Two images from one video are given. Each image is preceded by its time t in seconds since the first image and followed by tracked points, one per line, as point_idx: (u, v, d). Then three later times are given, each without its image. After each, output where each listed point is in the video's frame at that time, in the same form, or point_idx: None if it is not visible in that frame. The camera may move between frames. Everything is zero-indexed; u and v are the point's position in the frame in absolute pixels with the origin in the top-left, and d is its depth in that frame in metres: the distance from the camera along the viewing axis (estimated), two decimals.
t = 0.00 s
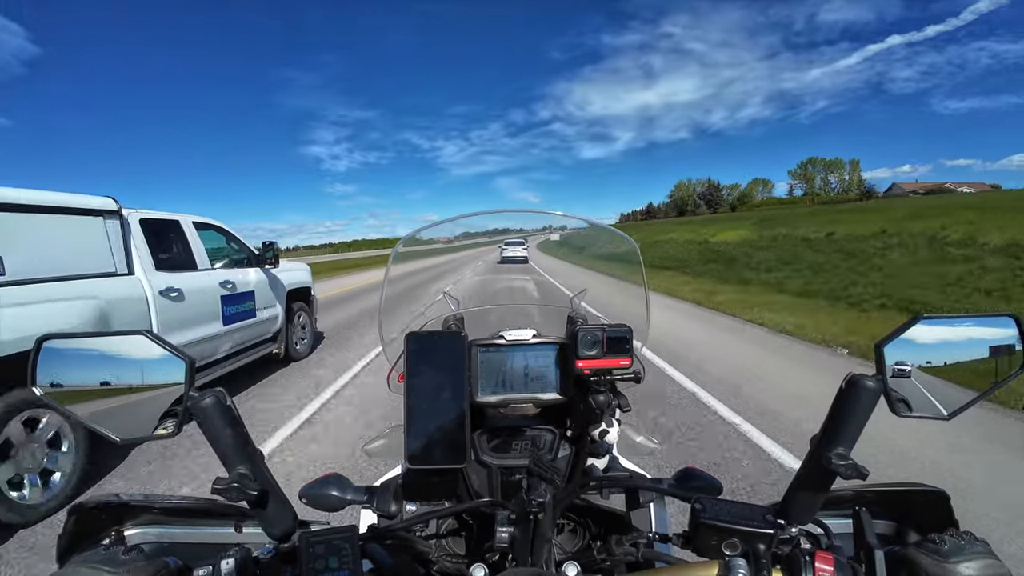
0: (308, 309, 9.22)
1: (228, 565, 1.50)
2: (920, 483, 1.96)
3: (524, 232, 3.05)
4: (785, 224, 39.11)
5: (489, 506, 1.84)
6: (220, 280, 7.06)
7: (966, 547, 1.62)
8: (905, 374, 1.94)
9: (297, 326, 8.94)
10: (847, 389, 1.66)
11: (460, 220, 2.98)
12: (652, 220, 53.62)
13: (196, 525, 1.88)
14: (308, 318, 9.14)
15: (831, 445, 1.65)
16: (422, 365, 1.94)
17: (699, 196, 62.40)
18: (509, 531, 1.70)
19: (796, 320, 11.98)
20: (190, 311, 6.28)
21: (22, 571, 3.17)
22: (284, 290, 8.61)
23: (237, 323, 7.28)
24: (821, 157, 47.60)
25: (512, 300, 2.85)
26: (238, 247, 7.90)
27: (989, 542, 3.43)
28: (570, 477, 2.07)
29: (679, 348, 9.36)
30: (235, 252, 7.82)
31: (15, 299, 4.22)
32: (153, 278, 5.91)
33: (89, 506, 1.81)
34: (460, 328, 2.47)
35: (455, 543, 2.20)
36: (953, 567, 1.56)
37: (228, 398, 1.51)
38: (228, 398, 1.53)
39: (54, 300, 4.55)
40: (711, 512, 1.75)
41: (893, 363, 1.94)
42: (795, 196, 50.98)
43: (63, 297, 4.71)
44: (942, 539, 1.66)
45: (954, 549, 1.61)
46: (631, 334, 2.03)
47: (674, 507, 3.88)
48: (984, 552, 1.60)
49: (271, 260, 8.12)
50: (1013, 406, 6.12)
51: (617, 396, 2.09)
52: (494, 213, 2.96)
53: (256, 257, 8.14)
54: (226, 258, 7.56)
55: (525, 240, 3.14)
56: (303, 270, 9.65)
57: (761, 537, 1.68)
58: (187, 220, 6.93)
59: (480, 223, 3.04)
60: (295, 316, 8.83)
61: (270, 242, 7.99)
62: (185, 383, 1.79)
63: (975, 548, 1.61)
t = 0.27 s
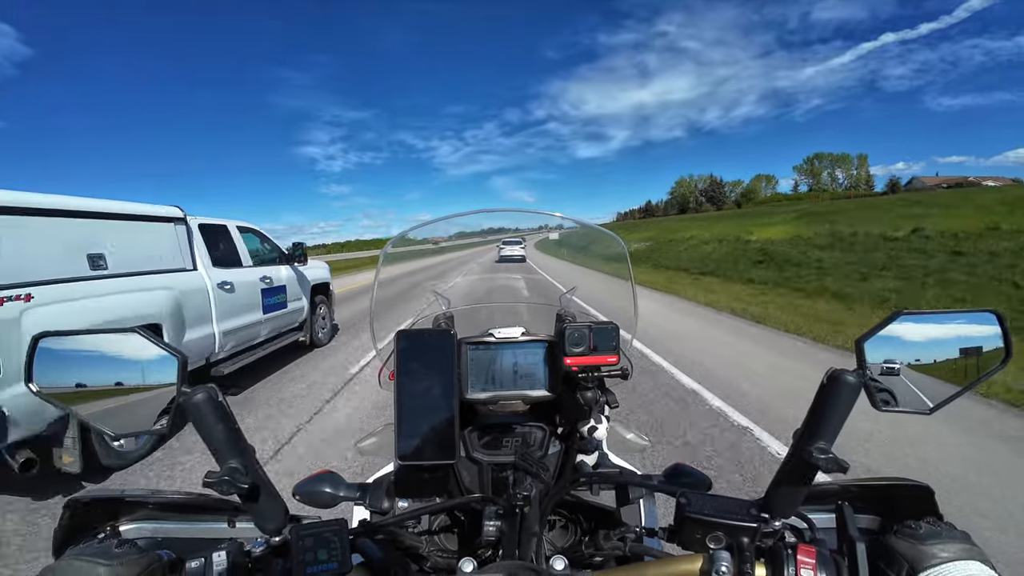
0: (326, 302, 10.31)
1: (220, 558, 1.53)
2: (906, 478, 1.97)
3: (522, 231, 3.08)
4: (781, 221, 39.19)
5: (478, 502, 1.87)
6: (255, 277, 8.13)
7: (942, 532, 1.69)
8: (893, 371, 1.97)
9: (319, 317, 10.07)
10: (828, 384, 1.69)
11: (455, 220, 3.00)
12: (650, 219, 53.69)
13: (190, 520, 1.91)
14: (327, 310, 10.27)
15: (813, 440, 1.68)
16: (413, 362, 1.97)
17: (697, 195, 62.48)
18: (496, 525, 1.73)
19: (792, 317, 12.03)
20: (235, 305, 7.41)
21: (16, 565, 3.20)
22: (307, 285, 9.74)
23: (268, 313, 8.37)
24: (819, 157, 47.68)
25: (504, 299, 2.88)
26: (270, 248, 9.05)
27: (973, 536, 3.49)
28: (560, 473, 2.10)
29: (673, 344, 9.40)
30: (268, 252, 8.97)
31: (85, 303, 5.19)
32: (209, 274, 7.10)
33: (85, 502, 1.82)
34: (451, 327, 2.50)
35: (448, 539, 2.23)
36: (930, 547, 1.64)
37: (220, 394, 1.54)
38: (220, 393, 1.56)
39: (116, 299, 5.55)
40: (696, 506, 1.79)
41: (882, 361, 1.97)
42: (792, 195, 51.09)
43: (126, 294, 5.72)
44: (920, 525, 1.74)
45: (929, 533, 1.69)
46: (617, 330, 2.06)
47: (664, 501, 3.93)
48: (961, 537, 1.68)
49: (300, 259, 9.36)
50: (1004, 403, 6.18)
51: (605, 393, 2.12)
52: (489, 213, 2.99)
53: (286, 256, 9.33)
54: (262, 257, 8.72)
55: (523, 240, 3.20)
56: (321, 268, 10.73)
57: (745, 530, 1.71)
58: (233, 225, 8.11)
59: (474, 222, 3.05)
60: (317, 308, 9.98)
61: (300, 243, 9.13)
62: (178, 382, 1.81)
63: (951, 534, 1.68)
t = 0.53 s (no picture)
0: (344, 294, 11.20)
1: (238, 554, 1.54)
2: (911, 474, 1.99)
3: (523, 229, 3.08)
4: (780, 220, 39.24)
5: (489, 498, 1.88)
6: (292, 269, 9.16)
7: (945, 528, 1.72)
8: (896, 369, 1.99)
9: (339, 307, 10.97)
10: (836, 380, 1.70)
11: (454, 219, 3.02)
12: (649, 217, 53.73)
13: (203, 517, 1.91)
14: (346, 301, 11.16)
15: (821, 435, 1.70)
16: (423, 360, 1.99)
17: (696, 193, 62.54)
18: (510, 520, 1.76)
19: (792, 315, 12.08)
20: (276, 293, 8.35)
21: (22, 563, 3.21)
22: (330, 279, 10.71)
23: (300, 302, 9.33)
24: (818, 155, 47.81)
25: (511, 298, 2.90)
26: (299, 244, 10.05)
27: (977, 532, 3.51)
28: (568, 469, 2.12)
29: (674, 342, 9.42)
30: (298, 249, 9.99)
31: (168, 287, 6.22)
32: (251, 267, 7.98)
33: (97, 497, 1.82)
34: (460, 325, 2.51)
35: (456, 535, 2.25)
36: (931, 542, 1.67)
37: (237, 391, 1.56)
38: (237, 390, 1.57)
39: (189, 283, 6.55)
40: (706, 501, 1.80)
41: (884, 358, 1.99)
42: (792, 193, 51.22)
43: (195, 280, 6.72)
44: (923, 521, 1.76)
45: (932, 529, 1.71)
46: (626, 327, 2.07)
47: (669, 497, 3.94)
48: (964, 533, 1.70)
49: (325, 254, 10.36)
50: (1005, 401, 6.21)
51: (613, 390, 2.14)
52: (488, 212, 3.00)
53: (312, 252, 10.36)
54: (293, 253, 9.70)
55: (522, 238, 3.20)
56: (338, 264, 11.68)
57: (754, 524, 1.74)
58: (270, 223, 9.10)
59: (472, 221, 3.06)
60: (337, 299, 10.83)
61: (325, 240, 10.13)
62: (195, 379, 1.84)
63: (953, 529, 1.71)
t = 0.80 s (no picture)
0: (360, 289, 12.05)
1: (242, 557, 1.54)
2: (916, 474, 1.98)
3: (523, 228, 3.07)
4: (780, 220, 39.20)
5: (492, 499, 1.88)
6: (316, 265, 9.97)
7: (953, 530, 1.71)
8: (900, 368, 1.98)
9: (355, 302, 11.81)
10: (842, 381, 1.70)
11: (453, 219, 3.02)
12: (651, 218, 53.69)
13: (206, 519, 1.91)
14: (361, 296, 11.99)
15: (826, 436, 1.69)
16: (426, 360, 1.99)
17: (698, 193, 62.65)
18: (514, 522, 1.75)
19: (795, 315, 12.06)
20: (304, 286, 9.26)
21: (23, 568, 3.20)
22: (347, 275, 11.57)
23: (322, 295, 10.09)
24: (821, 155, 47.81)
25: (513, 298, 2.90)
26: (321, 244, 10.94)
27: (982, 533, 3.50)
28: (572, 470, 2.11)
29: (676, 342, 9.40)
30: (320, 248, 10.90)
31: (220, 279, 7.06)
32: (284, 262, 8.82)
33: (99, 501, 1.82)
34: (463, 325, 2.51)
35: (459, 536, 2.24)
36: (938, 545, 1.66)
37: (240, 393, 1.55)
38: (240, 393, 1.57)
39: (236, 276, 7.42)
40: (710, 502, 1.80)
41: (889, 358, 1.98)
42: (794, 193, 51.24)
43: (241, 274, 7.59)
44: (930, 523, 1.75)
45: (940, 531, 1.70)
46: (630, 327, 2.06)
47: (672, 498, 3.94)
48: (971, 534, 1.69)
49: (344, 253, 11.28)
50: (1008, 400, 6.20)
51: (616, 390, 2.13)
52: (488, 211, 2.99)
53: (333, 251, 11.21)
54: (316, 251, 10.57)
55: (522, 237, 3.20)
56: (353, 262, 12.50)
57: (759, 525, 1.73)
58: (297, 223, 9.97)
59: (472, 222, 3.07)
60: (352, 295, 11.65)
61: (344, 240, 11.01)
62: (197, 380, 1.85)
63: (961, 531, 1.70)
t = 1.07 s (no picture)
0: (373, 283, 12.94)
1: (245, 554, 1.55)
2: (916, 466, 1.99)
3: (523, 227, 3.10)
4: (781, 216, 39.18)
5: (493, 495, 1.89)
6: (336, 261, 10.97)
7: (953, 522, 1.71)
8: (899, 361, 1.99)
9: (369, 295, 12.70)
10: (841, 374, 1.71)
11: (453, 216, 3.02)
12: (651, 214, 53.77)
13: (208, 516, 1.91)
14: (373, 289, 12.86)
15: (826, 429, 1.70)
16: (427, 357, 1.99)
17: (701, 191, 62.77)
18: (515, 517, 1.76)
19: (796, 310, 12.08)
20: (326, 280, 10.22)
21: (27, 565, 3.22)
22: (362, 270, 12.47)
23: (340, 288, 11.08)
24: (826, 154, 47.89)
25: (513, 293, 2.90)
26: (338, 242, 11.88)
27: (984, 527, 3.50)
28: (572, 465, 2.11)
29: (676, 338, 9.40)
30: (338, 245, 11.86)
31: (260, 271, 8.07)
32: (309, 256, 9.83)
33: (103, 499, 1.82)
34: (463, 322, 2.51)
35: (461, 532, 2.25)
36: (939, 537, 1.66)
37: (241, 390, 1.56)
38: (241, 390, 1.57)
39: (272, 268, 8.43)
40: (710, 495, 1.80)
41: (888, 350, 1.98)
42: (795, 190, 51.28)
43: (275, 267, 8.60)
44: (930, 515, 1.75)
45: (941, 523, 1.71)
46: (631, 323, 2.08)
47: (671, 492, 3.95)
48: (971, 526, 1.70)
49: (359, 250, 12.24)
50: (1009, 394, 6.19)
51: (617, 385, 2.13)
52: (488, 208, 3.00)
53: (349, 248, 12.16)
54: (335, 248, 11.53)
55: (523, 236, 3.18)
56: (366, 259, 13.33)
57: (759, 519, 1.74)
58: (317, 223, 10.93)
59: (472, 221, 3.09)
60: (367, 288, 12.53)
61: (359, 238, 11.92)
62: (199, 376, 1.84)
63: (962, 524, 1.71)
